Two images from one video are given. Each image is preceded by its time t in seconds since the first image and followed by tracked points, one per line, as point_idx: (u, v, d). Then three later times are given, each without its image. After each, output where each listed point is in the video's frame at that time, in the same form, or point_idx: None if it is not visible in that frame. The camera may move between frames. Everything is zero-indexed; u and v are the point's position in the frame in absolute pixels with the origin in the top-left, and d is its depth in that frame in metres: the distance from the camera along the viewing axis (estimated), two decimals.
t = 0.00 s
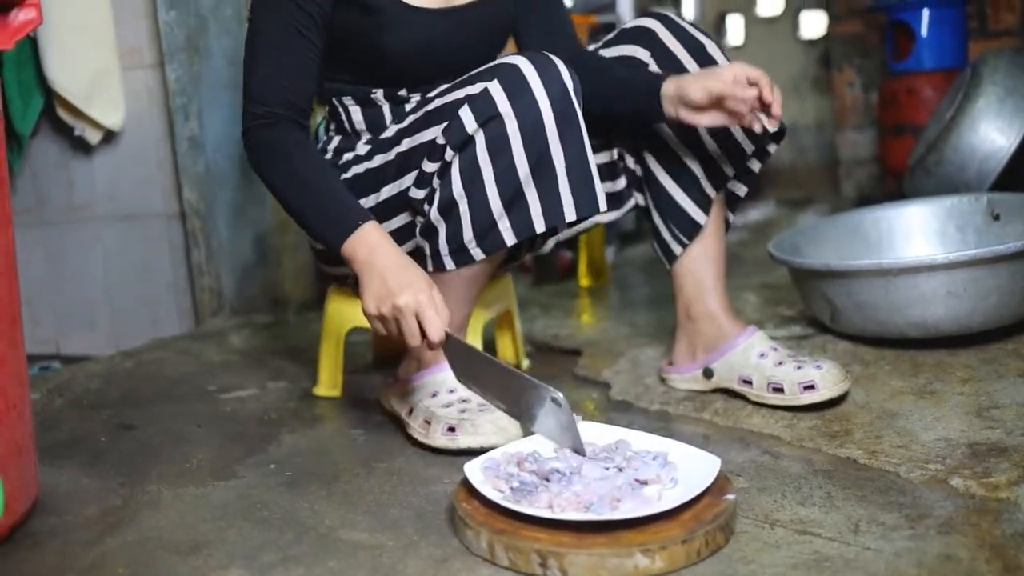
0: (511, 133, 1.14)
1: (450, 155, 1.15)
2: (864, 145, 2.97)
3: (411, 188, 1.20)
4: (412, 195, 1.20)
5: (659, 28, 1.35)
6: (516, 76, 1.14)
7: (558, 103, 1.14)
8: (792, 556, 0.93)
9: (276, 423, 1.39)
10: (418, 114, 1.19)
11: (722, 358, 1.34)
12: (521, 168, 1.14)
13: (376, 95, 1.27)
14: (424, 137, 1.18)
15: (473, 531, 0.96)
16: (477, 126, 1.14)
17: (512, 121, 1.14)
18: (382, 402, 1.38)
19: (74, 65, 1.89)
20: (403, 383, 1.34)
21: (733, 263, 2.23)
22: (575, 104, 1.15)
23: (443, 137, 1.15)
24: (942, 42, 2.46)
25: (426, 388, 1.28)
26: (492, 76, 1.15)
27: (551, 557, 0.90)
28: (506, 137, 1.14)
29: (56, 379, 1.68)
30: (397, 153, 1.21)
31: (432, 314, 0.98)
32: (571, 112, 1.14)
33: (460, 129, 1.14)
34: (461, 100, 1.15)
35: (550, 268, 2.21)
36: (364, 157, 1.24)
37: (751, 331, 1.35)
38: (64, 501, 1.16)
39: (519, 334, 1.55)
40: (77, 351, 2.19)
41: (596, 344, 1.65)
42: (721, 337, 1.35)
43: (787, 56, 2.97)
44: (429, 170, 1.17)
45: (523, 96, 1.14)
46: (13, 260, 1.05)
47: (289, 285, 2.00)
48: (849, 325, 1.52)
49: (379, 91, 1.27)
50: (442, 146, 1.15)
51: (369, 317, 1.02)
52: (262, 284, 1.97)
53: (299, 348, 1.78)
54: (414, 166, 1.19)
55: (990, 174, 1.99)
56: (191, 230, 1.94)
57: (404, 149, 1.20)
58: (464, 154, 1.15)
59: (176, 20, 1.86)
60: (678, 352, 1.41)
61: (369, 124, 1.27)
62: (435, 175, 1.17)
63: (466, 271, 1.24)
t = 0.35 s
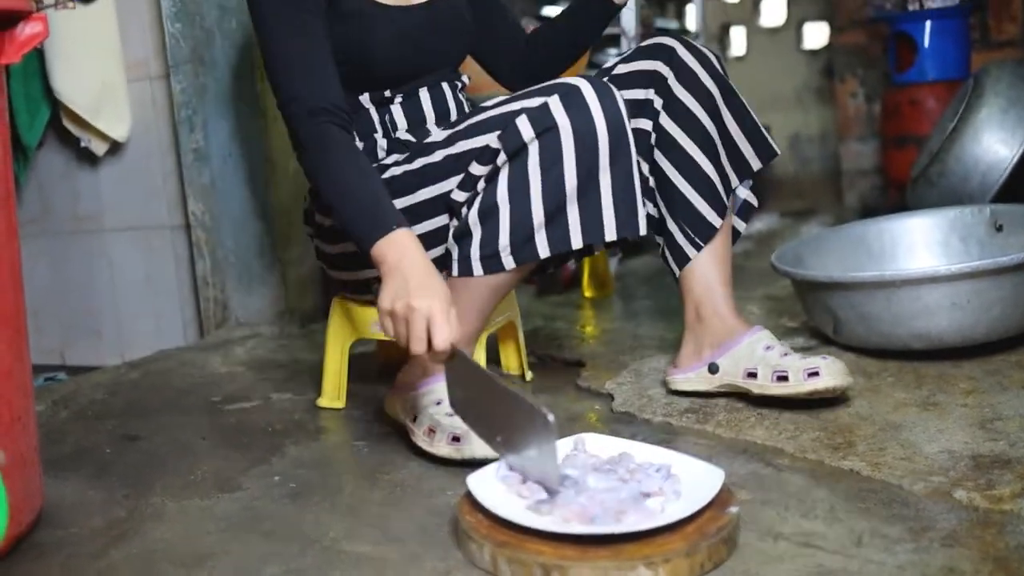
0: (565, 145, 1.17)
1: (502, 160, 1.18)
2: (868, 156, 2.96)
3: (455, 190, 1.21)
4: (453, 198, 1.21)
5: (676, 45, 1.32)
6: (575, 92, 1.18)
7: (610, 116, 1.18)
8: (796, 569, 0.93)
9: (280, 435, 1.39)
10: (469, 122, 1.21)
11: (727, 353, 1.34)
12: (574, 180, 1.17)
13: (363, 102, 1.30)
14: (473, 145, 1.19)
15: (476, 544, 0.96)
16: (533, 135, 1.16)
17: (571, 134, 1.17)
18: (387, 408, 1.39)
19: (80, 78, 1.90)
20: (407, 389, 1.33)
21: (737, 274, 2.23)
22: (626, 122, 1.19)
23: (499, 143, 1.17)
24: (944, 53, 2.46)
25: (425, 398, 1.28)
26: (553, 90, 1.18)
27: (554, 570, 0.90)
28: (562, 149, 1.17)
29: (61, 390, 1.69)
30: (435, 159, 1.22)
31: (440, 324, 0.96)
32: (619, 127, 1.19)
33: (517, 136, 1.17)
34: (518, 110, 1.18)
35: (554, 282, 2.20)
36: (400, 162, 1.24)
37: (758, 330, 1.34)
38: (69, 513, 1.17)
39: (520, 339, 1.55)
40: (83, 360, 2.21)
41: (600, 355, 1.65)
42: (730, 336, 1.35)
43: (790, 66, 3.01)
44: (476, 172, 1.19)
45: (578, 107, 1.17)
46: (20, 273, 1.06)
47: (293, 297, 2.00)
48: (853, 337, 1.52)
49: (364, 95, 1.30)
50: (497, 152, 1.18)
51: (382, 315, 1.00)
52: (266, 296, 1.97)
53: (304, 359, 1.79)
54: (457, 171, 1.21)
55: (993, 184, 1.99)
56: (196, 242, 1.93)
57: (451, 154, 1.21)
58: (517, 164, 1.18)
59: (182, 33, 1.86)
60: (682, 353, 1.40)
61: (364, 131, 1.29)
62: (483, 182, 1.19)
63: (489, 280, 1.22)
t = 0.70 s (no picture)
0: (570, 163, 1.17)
1: (507, 175, 1.17)
2: (868, 172, 2.95)
3: (458, 205, 1.20)
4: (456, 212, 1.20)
5: (665, 56, 1.40)
6: (580, 110, 1.19)
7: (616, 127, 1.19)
8: None
9: (281, 452, 1.39)
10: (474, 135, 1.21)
11: (671, 350, 1.54)
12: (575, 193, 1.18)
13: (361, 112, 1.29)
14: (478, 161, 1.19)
15: (476, 561, 0.96)
16: (539, 149, 1.17)
17: (575, 149, 1.17)
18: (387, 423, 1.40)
19: (83, 96, 1.91)
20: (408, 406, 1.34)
21: (737, 290, 2.24)
22: (629, 144, 1.20)
23: (503, 159, 1.17)
24: (944, 71, 2.46)
25: (423, 416, 1.30)
26: (559, 107, 1.19)
27: None
28: (566, 163, 1.17)
29: (63, 407, 1.69)
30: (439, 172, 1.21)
31: (451, 313, 0.96)
32: (623, 141, 1.20)
33: (521, 152, 1.16)
34: (523, 126, 1.18)
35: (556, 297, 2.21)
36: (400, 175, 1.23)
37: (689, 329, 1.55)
38: (71, 530, 1.17)
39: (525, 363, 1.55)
40: (84, 377, 2.25)
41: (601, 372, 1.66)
42: (664, 339, 1.54)
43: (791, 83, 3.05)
44: (481, 188, 1.19)
45: (581, 122, 1.18)
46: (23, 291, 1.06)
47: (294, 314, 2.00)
48: (853, 353, 1.52)
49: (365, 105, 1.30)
50: (501, 168, 1.17)
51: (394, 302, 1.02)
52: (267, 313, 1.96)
53: (305, 376, 1.79)
54: (460, 184, 1.20)
55: (994, 201, 1.99)
56: (198, 259, 1.94)
57: (456, 167, 1.20)
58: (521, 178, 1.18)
59: (184, 52, 1.87)
60: (615, 352, 1.57)
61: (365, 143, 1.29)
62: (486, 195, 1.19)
63: (494, 293, 1.23)
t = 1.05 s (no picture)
0: (582, 130, 1.18)
1: (521, 154, 1.18)
2: (869, 183, 2.96)
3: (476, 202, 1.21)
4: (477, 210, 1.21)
5: (668, 70, 1.41)
6: (560, 74, 1.20)
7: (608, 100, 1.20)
8: None
9: (281, 464, 1.40)
10: (469, 118, 1.22)
11: (671, 360, 1.53)
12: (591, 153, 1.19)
13: (341, 122, 1.31)
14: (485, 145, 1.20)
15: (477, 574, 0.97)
16: (543, 121, 1.18)
17: (575, 112, 1.18)
18: (491, 440, 1.37)
19: (86, 108, 1.92)
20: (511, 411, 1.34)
21: (738, 301, 2.24)
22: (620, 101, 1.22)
23: (513, 140, 1.18)
24: (944, 82, 2.47)
25: (574, 416, 1.31)
26: (542, 77, 1.20)
27: None
28: (573, 132, 1.18)
29: (64, 419, 1.69)
30: (440, 162, 1.22)
31: (375, 253, 1.04)
32: (606, 140, 1.20)
33: (528, 129, 1.18)
34: (518, 105, 1.19)
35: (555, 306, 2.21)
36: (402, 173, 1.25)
37: (691, 339, 1.55)
38: (71, 542, 1.17)
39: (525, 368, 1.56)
40: (85, 388, 2.25)
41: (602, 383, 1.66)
42: (666, 349, 1.54)
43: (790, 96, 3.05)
44: (495, 177, 1.19)
45: (571, 89, 1.19)
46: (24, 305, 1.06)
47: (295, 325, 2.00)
48: (854, 364, 1.52)
49: (342, 116, 1.31)
50: (515, 149, 1.18)
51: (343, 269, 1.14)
52: (267, 325, 1.96)
53: (305, 387, 1.79)
54: (472, 173, 1.21)
55: (994, 212, 1.99)
56: (199, 269, 1.98)
57: (456, 155, 1.21)
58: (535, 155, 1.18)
59: (186, 63, 1.89)
60: (616, 365, 1.55)
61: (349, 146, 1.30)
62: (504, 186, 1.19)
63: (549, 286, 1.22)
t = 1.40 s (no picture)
0: (669, 175, 1.27)
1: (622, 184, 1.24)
2: (869, 192, 2.95)
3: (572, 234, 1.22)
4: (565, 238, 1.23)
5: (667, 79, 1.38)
6: (656, 115, 1.28)
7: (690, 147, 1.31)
8: None
9: (281, 474, 1.39)
10: (560, 151, 1.24)
11: (671, 369, 1.53)
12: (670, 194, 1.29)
13: (381, 132, 1.32)
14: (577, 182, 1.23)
15: None
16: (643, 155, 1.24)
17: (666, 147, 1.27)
18: (517, 451, 1.37)
19: (86, 117, 1.92)
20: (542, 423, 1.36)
21: (738, 310, 2.24)
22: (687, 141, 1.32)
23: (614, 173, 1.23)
24: (944, 90, 2.47)
25: (602, 423, 1.34)
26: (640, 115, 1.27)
27: None
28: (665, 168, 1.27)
29: (64, 429, 1.69)
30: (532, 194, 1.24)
31: (475, 221, 1.11)
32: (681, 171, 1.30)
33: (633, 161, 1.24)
34: (619, 139, 1.25)
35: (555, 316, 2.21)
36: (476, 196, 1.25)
37: (692, 349, 1.55)
38: (69, 554, 1.16)
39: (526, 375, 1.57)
40: (85, 398, 2.25)
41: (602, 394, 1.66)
42: (668, 358, 1.54)
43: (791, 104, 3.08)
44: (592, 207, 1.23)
45: (664, 129, 1.28)
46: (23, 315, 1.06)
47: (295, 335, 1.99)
48: (854, 373, 1.52)
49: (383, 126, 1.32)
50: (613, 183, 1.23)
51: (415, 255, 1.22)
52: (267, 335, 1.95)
53: (305, 397, 1.79)
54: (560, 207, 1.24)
55: (995, 221, 1.99)
56: (199, 279, 1.97)
57: (547, 187, 1.23)
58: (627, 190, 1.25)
59: (187, 73, 1.89)
60: (619, 372, 1.56)
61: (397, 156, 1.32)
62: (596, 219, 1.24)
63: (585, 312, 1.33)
